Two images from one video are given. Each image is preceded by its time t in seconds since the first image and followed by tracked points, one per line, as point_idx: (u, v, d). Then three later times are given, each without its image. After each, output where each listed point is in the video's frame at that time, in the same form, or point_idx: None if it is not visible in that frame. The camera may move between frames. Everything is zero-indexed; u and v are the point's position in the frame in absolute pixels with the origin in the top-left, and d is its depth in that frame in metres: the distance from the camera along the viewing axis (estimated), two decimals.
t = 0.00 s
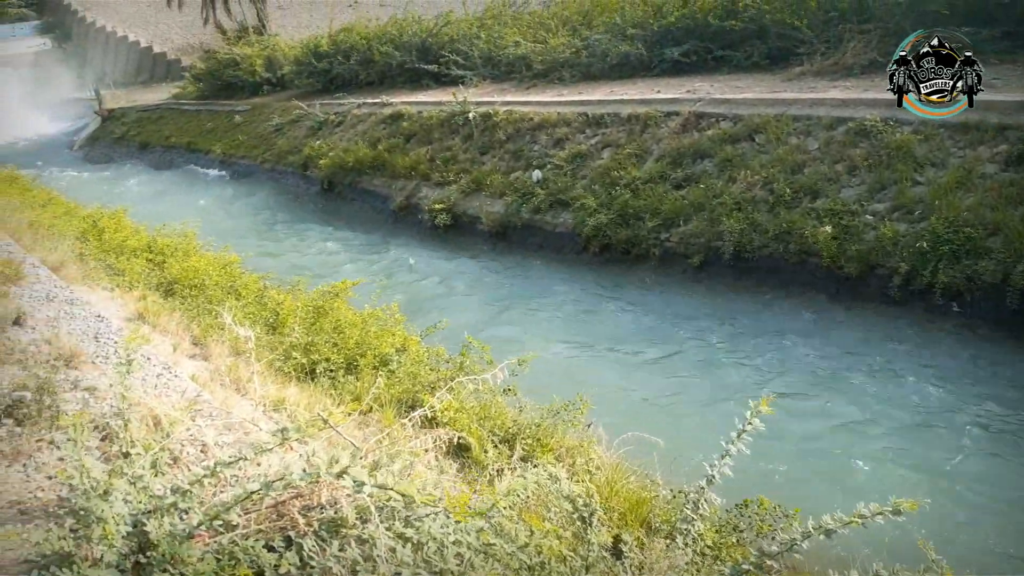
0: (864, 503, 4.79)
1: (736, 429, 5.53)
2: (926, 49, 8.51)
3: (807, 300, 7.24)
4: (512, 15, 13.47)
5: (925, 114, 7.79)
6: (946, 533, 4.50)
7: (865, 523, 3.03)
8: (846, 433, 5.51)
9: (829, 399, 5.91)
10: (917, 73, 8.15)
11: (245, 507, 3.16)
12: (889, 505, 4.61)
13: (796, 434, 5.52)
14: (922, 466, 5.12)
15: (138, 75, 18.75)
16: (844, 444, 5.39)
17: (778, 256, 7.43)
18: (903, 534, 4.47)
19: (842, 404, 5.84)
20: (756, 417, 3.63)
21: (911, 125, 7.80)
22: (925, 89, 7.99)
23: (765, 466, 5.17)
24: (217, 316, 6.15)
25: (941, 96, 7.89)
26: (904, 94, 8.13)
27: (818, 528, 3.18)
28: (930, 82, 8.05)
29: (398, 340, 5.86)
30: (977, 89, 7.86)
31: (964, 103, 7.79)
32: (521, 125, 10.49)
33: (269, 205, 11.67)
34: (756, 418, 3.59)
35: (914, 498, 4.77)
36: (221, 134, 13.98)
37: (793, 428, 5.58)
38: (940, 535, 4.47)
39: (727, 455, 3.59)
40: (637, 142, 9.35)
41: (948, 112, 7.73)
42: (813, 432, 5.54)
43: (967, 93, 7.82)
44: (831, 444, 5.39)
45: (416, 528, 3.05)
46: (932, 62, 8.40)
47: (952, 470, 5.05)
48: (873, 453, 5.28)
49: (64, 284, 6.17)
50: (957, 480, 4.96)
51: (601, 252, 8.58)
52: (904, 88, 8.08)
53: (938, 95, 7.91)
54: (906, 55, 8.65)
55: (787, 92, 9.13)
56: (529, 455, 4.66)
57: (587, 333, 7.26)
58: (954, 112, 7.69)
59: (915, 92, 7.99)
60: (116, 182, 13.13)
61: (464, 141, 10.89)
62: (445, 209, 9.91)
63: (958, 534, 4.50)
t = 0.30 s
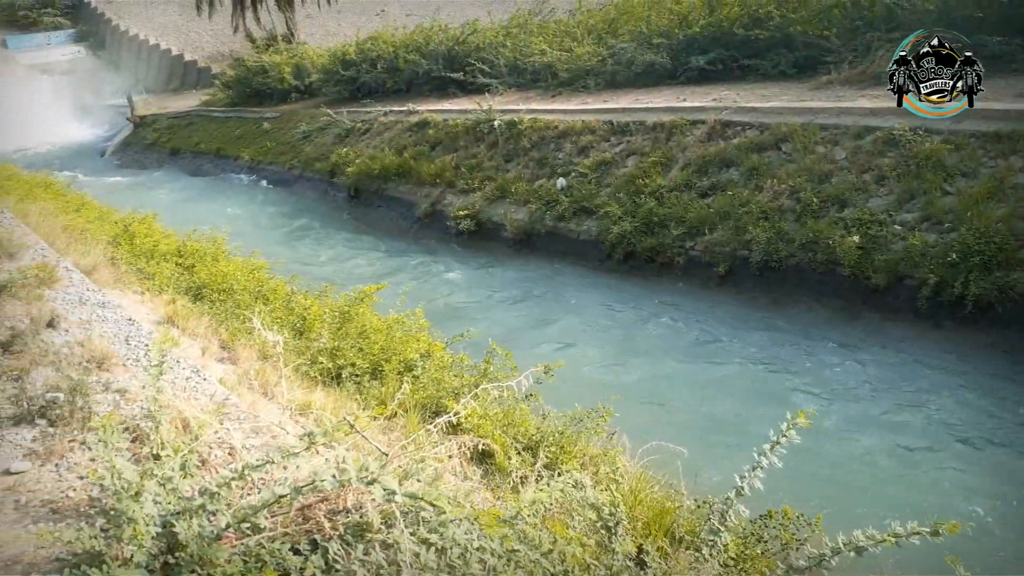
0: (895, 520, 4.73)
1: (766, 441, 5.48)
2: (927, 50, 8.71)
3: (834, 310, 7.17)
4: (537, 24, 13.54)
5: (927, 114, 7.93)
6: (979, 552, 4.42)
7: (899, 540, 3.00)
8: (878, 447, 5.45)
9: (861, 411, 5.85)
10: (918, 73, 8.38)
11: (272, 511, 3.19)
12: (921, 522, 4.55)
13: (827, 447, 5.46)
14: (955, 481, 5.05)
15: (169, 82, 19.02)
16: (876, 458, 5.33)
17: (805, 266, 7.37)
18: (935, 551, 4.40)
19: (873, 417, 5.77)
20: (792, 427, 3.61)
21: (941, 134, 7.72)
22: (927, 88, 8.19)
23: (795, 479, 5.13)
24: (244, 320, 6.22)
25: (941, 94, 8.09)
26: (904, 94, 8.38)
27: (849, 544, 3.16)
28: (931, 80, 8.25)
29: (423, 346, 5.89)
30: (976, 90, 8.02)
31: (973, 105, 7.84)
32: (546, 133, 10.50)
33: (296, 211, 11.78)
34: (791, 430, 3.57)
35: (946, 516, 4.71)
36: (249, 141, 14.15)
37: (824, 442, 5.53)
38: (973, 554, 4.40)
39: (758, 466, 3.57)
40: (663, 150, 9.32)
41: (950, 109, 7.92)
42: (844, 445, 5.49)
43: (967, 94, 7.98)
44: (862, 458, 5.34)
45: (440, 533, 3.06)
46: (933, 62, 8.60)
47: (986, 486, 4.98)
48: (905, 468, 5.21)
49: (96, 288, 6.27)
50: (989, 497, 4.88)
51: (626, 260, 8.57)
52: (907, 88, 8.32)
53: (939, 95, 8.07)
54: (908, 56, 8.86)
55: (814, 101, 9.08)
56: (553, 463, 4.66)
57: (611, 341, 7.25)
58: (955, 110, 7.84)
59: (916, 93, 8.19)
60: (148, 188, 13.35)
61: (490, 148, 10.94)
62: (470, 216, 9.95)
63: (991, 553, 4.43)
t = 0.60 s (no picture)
0: (922, 538, 4.66)
1: (791, 455, 5.43)
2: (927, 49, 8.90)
3: (861, 324, 7.10)
4: (565, 33, 13.59)
5: (925, 112, 8.36)
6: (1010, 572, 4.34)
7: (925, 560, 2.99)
8: (906, 463, 5.38)
9: (889, 426, 5.78)
10: (917, 71, 8.76)
11: (296, 515, 3.22)
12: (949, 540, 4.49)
13: (854, 462, 5.40)
14: (985, 499, 4.98)
15: (201, 88, 19.44)
16: (904, 473, 5.28)
17: (832, 279, 7.30)
18: (963, 571, 4.33)
19: (902, 432, 5.70)
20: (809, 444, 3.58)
21: (974, 147, 7.62)
22: (926, 88, 8.56)
23: (821, 494, 5.08)
24: (271, 324, 6.29)
25: (942, 96, 8.44)
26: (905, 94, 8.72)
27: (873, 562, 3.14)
28: (930, 79, 8.62)
29: (446, 353, 5.92)
30: (976, 89, 8.43)
31: (972, 104, 8.27)
32: (573, 142, 10.51)
33: (323, 217, 11.89)
34: (811, 446, 3.54)
35: (974, 534, 4.65)
36: (279, 147, 14.30)
37: (851, 456, 5.48)
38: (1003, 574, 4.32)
39: (779, 481, 3.54)
40: (690, 159, 9.29)
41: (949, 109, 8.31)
42: (872, 460, 5.43)
43: (967, 93, 8.40)
44: (889, 474, 5.28)
45: (462, 542, 3.08)
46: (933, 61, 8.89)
47: (1016, 503, 4.91)
48: (933, 484, 5.15)
49: (127, 290, 6.38)
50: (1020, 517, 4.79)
51: (650, 269, 8.54)
52: (906, 89, 8.72)
53: (939, 95, 8.47)
54: (908, 55, 9.13)
55: (844, 112, 9.01)
56: (575, 473, 4.66)
57: (634, 351, 7.23)
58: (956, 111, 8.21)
59: (915, 92, 8.61)
60: (179, 191, 13.54)
61: (516, 155, 10.97)
62: (495, 223, 9.97)
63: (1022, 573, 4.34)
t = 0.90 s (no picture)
0: (943, 556, 4.59)
1: (810, 470, 5.39)
2: (927, 49, 9.38)
3: (881, 339, 7.04)
4: (586, 43, 13.63)
5: (926, 113, 8.88)
6: None
7: None
8: (927, 480, 5.32)
9: (909, 440, 5.74)
10: (917, 72, 9.27)
11: (314, 519, 3.22)
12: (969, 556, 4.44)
13: (874, 477, 5.36)
14: (1006, 515, 4.94)
15: (227, 93, 20.00)
16: (924, 488, 5.23)
17: (852, 292, 7.25)
18: None
19: (921, 447, 5.65)
20: (824, 457, 3.55)
21: (998, 161, 7.55)
22: (928, 89, 9.08)
23: (840, 509, 5.04)
24: (290, 328, 6.32)
25: (942, 96, 8.95)
26: (905, 93, 9.24)
27: None
28: (931, 80, 9.16)
29: (463, 360, 5.94)
30: (976, 88, 8.86)
31: (971, 104, 8.73)
32: (592, 151, 10.51)
33: (343, 222, 11.98)
34: (825, 461, 3.51)
35: (996, 551, 4.60)
36: (300, 153, 14.42)
37: (871, 472, 5.43)
38: None
39: (795, 496, 3.49)
40: (710, 170, 9.27)
41: (949, 110, 8.78)
42: (891, 475, 5.39)
43: (966, 93, 8.86)
44: (910, 491, 5.21)
45: (477, 550, 3.08)
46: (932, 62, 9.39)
47: None
48: (955, 502, 5.08)
49: (149, 292, 6.45)
50: None
51: (669, 280, 8.52)
52: (905, 89, 9.22)
53: (939, 95, 8.97)
54: (908, 55, 9.59)
55: (866, 124, 8.95)
56: (591, 483, 4.65)
57: (652, 362, 7.21)
58: (956, 111, 8.71)
59: (915, 93, 9.13)
60: (201, 195, 13.66)
61: (535, 164, 10.98)
62: (513, 231, 9.99)
63: None
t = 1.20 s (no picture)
0: None
1: (841, 484, 5.32)
2: (927, 49, 9.62)
3: (916, 351, 6.92)
4: (618, 49, 13.62)
5: (926, 115, 9.31)
6: None
7: None
8: (962, 497, 5.22)
9: (944, 456, 5.64)
10: (917, 72, 9.61)
11: (342, 522, 3.25)
12: None
13: (907, 493, 5.27)
14: None
15: (261, 96, 20.20)
16: (960, 505, 5.14)
17: (886, 303, 7.16)
18: None
19: (957, 462, 5.55)
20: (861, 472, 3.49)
21: None
22: (927, 89, 9.47)
23: (874, 524, 4.97)
24: (320, 330, 6.38)
25: (942, 96, 9.30)
26: (905, 93, 9.66)
27: None
28: (931, 80, 9.50)
29: (491, 365, 5.96)
30: (976, 88, 9.12)
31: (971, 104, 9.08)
32: (622, 157, 10.49)
33: (374, 226, 12.08)
34: (862, 475, 3.44)
35: None
36: (333, 157, 14.56)
37: (905, 487, 5.35)
38: None
39: (829, 510, 3.44)
40: (741, 178, 9.21)
41: (948, 111, 9.20)
42: (925, 491, 5.29)
43: (966, 93, 9.15)
44: (944, 509, 5.11)
45: (503, 556, 3.09)
46: (933, 61, 9.64)
47: None
48: (992, 521, 4.97)
49: (184, 293, 6.55)
50: None
51: (698, 288, 8.46)
52: (905, 89, 9.64)
53: (939, 95, 9.35)
54: (908, 54, 9.80)
55: (902, 133, 8.84)
56: (617, 492, 4.63)
57: (680, 370, 7.17)
58: (955, 112, 9.10)
59: (915, 93, 9.57)
60: (235, 198, 13.85)
61: (565, 170, 10.98)
62: (542, 237, 10.03)
63: None
